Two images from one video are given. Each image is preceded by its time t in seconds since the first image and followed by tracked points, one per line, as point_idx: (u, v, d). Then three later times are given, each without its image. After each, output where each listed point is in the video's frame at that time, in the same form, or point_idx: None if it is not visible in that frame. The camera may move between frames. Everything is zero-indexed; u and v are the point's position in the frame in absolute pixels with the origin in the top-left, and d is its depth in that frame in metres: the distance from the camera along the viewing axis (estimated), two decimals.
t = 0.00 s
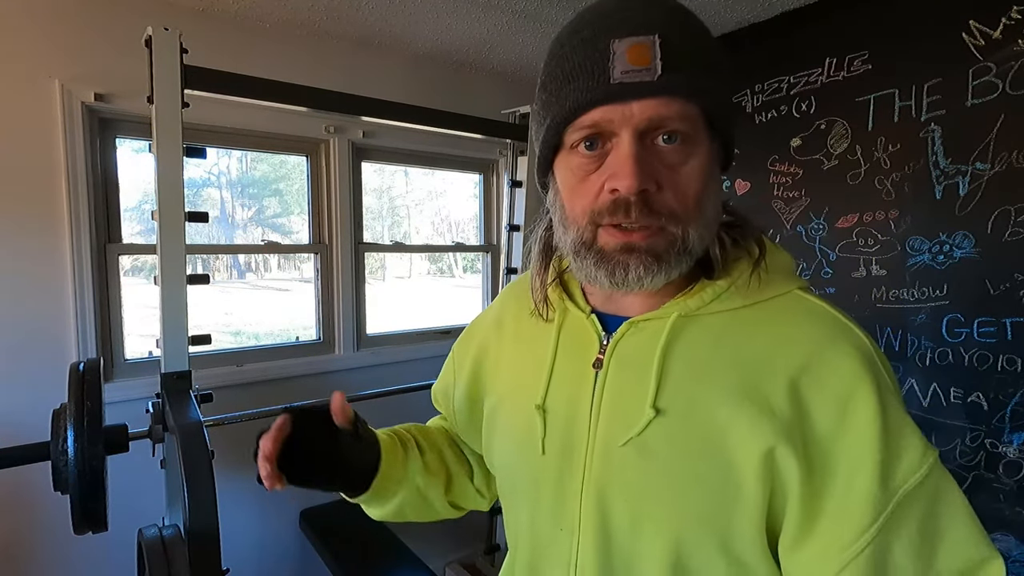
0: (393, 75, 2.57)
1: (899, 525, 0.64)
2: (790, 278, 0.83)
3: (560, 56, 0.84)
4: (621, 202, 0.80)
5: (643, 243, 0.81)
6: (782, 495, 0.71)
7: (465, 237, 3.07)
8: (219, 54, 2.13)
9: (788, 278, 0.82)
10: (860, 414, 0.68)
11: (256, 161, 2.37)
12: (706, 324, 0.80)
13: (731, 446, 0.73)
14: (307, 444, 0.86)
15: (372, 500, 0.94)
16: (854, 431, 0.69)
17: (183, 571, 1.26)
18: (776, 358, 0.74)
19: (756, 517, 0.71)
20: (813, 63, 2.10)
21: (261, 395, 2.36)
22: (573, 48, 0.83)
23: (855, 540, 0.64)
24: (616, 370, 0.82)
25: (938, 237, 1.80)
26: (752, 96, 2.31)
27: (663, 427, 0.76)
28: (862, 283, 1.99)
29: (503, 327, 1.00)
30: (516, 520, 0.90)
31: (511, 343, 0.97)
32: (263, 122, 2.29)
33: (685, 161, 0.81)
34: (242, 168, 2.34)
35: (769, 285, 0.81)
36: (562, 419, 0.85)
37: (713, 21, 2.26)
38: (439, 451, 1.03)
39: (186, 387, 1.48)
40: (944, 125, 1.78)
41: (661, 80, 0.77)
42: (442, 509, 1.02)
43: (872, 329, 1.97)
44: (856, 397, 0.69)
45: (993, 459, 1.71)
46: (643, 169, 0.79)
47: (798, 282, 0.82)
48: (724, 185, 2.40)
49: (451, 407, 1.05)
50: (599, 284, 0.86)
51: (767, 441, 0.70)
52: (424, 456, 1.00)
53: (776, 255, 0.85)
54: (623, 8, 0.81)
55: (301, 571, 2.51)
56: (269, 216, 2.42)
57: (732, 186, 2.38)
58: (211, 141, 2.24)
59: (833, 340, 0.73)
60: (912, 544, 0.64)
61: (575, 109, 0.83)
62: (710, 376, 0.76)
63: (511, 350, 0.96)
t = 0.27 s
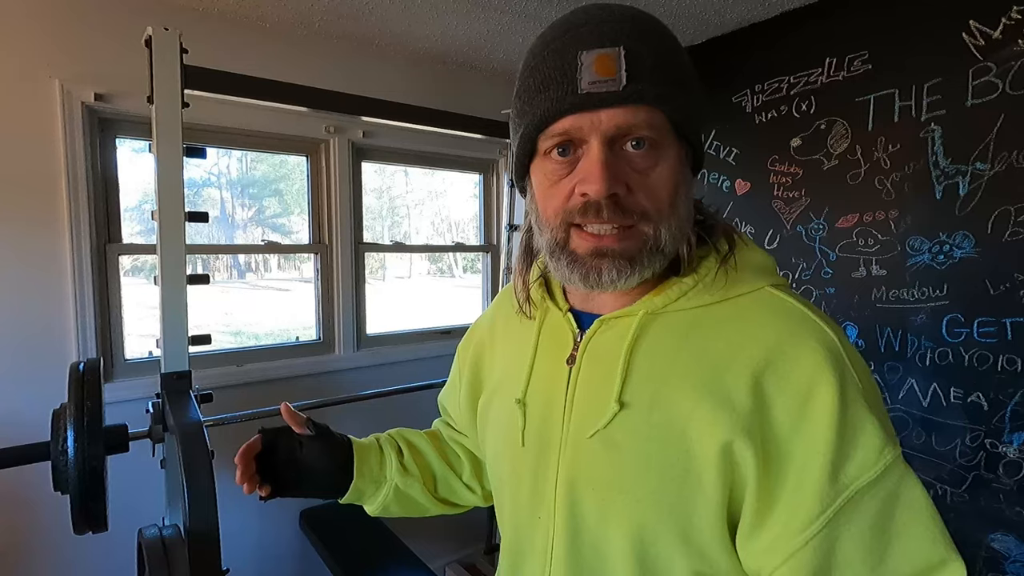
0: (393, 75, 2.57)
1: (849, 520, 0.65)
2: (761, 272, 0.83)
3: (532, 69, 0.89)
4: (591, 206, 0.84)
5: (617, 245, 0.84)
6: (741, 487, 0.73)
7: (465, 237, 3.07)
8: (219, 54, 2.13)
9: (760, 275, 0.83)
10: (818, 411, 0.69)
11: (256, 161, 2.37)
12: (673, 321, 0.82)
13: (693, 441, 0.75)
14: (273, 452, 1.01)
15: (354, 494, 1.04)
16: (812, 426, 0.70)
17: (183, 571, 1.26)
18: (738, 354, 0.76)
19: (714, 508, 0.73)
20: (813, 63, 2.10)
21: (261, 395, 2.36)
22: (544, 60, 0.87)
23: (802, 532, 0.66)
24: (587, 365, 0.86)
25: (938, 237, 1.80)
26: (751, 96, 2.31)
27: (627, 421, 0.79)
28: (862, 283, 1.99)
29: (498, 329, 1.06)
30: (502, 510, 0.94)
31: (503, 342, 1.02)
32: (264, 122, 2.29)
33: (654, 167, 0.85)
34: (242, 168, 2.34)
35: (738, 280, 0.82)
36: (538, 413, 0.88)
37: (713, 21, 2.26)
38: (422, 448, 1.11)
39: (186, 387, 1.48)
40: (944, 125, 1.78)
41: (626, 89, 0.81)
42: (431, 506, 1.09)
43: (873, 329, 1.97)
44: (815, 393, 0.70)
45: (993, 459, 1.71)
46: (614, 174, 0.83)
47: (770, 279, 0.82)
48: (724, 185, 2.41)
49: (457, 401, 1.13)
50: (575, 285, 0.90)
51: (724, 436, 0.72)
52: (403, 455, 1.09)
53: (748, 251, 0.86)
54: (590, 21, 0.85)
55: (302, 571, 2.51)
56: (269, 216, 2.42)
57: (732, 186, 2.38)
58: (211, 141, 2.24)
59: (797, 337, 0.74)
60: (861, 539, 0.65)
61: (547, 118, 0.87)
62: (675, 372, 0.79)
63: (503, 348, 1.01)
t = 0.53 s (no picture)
0: (393, 74, 2.57)
1: (827, 523, 0.64)
2: (747, 273, 0.82)
3: (511, 75, 0.89)
4: (571, 209, 0.84)
5: (596, 247, 0.84)
6: (722, 488, 0.73)
7: (465, 237, 3.07)
8: (219, 54, 2.13)
9: (745, 276, 0.82)
10: (796, 412, 0.69)
11: (256, 161, 2.37)
12: (656, 322, 0.82)
13: (673, 442, 0.75)
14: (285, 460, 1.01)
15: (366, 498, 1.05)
16: (790, 428, 0.69)
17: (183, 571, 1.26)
18: (718, 356, 0.75)
19: (694, 510, 0.73)
20: (813, 63, 2.10)
21: (261, 395, 2.36)
22: (520, 67, 0.87)
23: (778, 534, 0.65)
24: (572, 367, 0.86)
25: (938, 237, 1.80)
26: (751, 96, 2.31)
27: (609, 422, 0.79)
28: (862, 283, 2.00)
29: (493, 331, 1.06)
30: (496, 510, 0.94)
31: (497, 345, 1.03)
32: (264, 122, 2.29)
33: (633, 168, 0.85)
34: (242, 168, 2.34)
35: (722, 282, 0.82)
36: (527, 414, 0.89)
37: (713, 21, 2.26)
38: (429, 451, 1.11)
39: (186, 387, 1.48)
40: (944, 125, 1.78)
41: (602, 94, 0.81)
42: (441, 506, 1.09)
43: (873, 329, 1.97)
44: (794, 394, 0.70)
45: (994, 459, 1.71)
46: (592, 177, 0.83)
47: (756, 280, 0.81)
48: (724, 185, 2.41)
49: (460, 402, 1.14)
50: (559, 287, 0.90)
51: (702, 437, 0.72)
52: (410, 458, 1.09)
53: (735, 252, 0.86)
54: (564, 26, 0.85)
55: (302, 571, 2.51)
56: (269, 216, 2.42)
57: (732, 186, 2.38)
58: (212, 141, 2.24)
59: (778, 338, 0.73)
60: (839, 543, 0.64)
61: (525, 124, 0.87)
62: (656, 373, 0.79)
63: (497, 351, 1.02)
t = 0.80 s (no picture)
0: (394, 74, 2.57)
1: (828, 529, 0.64)
2: (749, 273, 0.82)
3: (519, 69, 0.89)
4: (578, 204, 0.84)
5: (602, 243, 0.84)
6: (722, 492, 0.72)
7: (465, 237, 3.07)
8: (219, 54, 2.14)
9: (749, 278, 0.82)
10: (799, 416, 0.69)
11: (256, 161, 2.37)
12: (657, 324, 0.82)
13: (674, 444, 0.75)
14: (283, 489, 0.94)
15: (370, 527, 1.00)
16: (793, 432, 0.69)
17: (183, 571, 1.26)
18: (721, 358, 0.75)
19: (695, 514, 0.72)
20: (813, 63, 2.10)
21: (261, 395, 2.36)
22: (529, 60, 0.87)
23: (778, 539, 0.65)
24: (574, 368, 0.86)
25: (938, 237, 1.80)
26: (751, 96, 2.31)
27: (610, 424, 0.79)
28: (862, 283, 1.99)
29: (496, 330, 1.06)
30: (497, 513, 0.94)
31: (499, 344, 1.03)
32: (264, 122, 2.29)
33: (639, 166, 0.85)
34: (242, 168, 2.34)
35: (724, 283, 0.82)
36: (528, 414, 0.89)
37: (713, 21, 2.26)
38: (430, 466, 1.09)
39: (186, 387, 1.48)
40: (944, 125, 1.78)
41: (610, 88, 0.82)
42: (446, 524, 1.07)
43: (872, 329, 1.97)
44: (798, 398, 0.69)
45: (994, 459, 1.71)
46: (599, 172, 0.83)
47: (760, 283, 0.81)
48: (724, 185, 2.41)
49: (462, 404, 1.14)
50: (562, 284, 0.90)
51: (704, 439, 0.72)
52: (412, 478, 1.06)
53: (739, 253, 0.85)
54: (574, 21, 0.85)
55: (301, 571, 2.51)
56: (269, 216, 2.42)
57: (732, 186, 2.38)
58: (212, 141, 2.25)
59: (781, 341, 0.73)
60: (838, 549, 0.64)
61: (533, 117, 0.87)
62: (658, 375, 0.78)
63: (499, 350, 1.02)
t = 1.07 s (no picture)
0: (394, 74, 2.57)
1: (822, 523, 0.67)
2: (757, 282, 0.84)
3: (542, 79, 0.89)
4: (601, 214, 0.84)
5: (622, 254, 0.85)
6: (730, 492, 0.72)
7: (465, 237, 3.07)
8: (220, 54, 2.14)
9: (757, 286, 0.83)
10: (804, 417, 0.70)
11: (256, 161, 2.37)
12: (671, 328, 0.82)
13: (684, 444, 0.75)
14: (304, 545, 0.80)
15: None
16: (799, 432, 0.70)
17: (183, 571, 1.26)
18: (732, 360, 0.76)
19: (706, 515, 0.72)
20: (813, 63, 2.10)
21: (261, 395, 2.36)
22: (555, 71, 0.87)
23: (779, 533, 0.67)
24: (587, 370, 0.85)
25: (938, 237, 1.80)
26: (751, 96, 2.31)
27: (624, 424, 0.79)
28: (862, 283, 1.99)
29: (503, 334, 1.06)
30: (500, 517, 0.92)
31: (506, 349, 1.02)
32: (264, 122, 2.29)
33: (661, 177, 0.85)
34: (242, 168, 2.34)
35: (736, 289, 0.83)
36: (538, 416, 0.88)
37: (713, 21, 2.26)
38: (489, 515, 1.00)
39: (186, 387, 1.48)
40: (944, 125, 1.78)
41: (637, 103, 0.82)
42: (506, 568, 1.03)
43: (873, 329, 1.97)
44: (804, 399, 0.71)
45: (994, 459, 1.71)
46: (623, 184, 0.83)
47: (767, 290, 0.82)
48: (724, 185, 2.40)
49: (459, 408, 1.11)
50: (580, 291, 0.90)
51: (717, 439, 0.72)
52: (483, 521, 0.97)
53: (749, 262, 0.87)
54: (600, 36, 0.85)
55: (301, 571, 2.51)
56: (269, 216, 2.42)
57: (731, 186, 2.38)
58: (212, 141, 2.25)
59: (788, 346, 0.75)
60: (830, 545, 0.67)
61: (558, 129, 0.87)
62: (671, 376, 0.79)
63: (506, 355, 1.01)
